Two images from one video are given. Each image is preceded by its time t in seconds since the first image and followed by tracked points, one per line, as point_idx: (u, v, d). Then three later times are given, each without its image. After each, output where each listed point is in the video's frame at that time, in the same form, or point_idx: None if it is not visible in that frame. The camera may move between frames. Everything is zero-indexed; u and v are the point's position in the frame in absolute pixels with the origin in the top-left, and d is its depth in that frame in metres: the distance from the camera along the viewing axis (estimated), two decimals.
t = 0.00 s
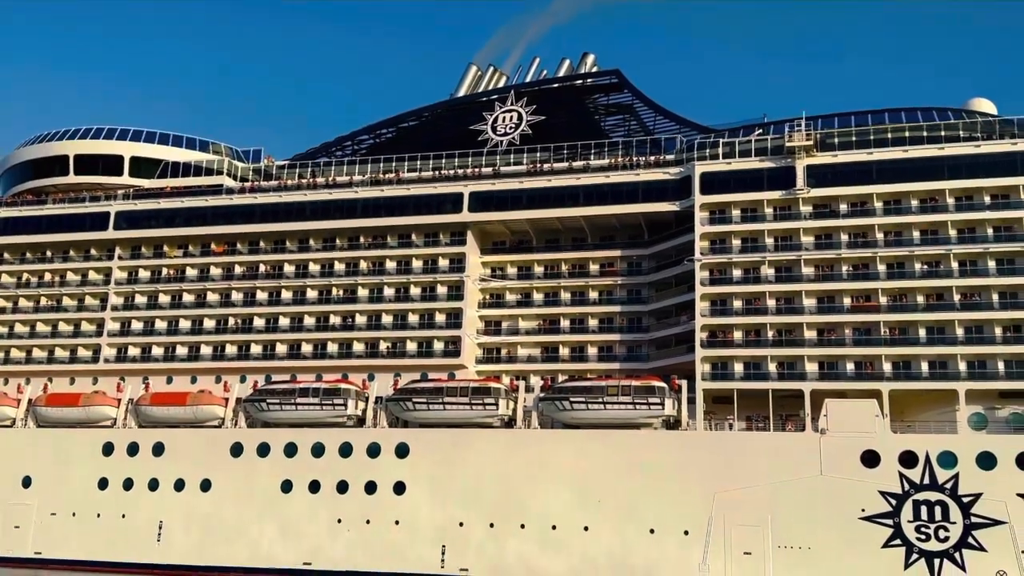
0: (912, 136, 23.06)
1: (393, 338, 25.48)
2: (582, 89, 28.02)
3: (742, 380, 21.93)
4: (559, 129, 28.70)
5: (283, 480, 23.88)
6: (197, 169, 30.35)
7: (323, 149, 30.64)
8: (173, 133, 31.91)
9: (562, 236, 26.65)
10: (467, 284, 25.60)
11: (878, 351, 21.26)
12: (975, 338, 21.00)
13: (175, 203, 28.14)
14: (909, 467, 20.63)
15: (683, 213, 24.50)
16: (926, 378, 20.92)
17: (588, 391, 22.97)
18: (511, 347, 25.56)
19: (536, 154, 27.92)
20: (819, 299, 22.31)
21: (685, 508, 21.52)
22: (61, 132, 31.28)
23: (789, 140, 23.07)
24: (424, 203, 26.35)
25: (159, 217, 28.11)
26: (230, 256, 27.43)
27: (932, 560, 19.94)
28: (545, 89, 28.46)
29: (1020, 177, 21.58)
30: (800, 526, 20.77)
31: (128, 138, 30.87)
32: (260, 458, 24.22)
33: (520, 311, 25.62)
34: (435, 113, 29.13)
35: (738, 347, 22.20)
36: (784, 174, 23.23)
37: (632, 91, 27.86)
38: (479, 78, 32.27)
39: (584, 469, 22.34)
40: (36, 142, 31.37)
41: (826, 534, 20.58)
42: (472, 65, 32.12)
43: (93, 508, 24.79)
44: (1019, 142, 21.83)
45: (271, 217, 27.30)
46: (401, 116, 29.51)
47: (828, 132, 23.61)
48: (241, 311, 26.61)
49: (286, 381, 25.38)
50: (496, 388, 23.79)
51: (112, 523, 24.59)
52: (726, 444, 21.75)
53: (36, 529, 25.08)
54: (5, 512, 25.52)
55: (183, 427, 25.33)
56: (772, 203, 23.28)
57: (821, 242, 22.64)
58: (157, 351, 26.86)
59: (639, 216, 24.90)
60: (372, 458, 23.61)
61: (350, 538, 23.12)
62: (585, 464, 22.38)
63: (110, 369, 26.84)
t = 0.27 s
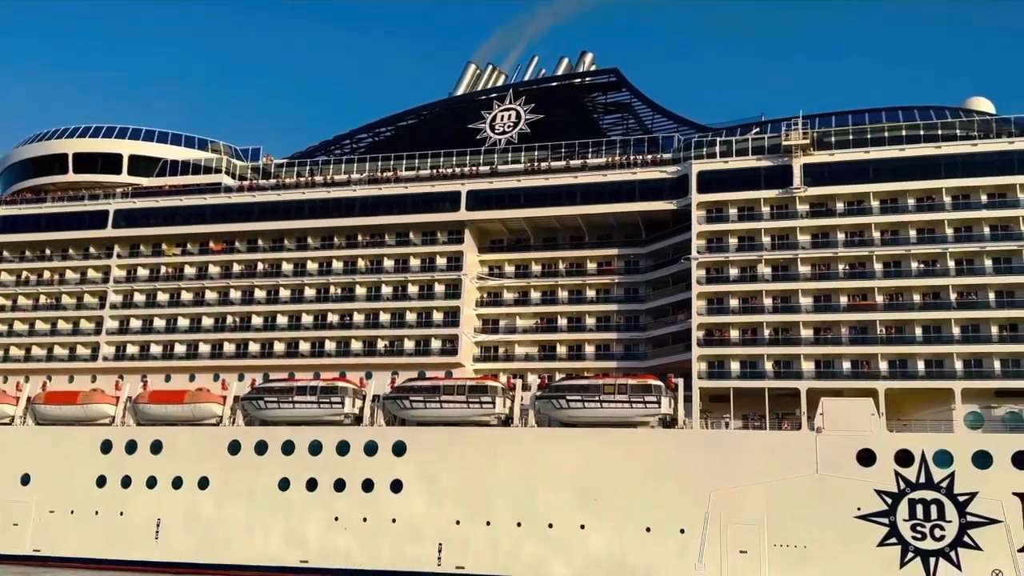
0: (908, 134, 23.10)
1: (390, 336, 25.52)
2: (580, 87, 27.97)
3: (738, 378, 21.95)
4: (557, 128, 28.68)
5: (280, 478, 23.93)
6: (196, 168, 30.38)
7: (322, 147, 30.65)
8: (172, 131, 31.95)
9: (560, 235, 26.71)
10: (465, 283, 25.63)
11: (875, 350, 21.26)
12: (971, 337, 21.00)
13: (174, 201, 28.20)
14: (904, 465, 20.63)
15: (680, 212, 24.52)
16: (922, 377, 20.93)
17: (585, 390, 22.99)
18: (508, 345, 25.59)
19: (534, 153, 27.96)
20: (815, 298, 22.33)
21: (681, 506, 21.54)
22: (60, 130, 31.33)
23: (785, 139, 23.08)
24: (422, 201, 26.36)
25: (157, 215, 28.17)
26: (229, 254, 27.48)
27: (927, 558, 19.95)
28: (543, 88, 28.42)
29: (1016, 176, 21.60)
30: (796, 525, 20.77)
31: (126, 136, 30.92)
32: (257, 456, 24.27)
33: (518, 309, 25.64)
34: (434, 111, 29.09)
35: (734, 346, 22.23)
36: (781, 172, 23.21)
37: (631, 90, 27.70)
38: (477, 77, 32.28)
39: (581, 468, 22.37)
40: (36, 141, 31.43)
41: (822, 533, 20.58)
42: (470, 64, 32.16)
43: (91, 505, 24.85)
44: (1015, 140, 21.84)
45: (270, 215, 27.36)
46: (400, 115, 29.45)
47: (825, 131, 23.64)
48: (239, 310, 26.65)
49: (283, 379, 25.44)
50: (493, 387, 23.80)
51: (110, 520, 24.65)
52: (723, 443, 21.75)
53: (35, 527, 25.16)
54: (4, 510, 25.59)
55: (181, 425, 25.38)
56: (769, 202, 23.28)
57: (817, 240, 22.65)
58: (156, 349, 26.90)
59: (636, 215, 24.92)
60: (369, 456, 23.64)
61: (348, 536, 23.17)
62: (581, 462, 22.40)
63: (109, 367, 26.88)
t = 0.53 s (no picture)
0: (904, 133, 23.10)
1: (387, 335, 25.56)
2: (579, 86, 28.07)
3: (734, 377, 21.96)
4: (555, 126, 28.66)
5: (277, 476, 23.97)
6: (194, 166, 30.44)
7: (320, 145, 30.63)
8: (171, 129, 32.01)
9: (557, 233, 26.73)
10: (462, 281, 25.67)
11: (870, 349, 21.28)
12: (966, 336, 21.00)
13: (172, 199, 28.25)
14: (899, 464, 20.63)
15: (677, 210, 24.53)
16: (917, 376, 20.96)
17: (581, 388, 23.03)
18: (505, 344, 25.62)
19: (531, 152, 27.99)
20: (811, 297, 22.34)
21: (676, 505, 21.55)
22: (59, 128, 31.39)
23: (781, 138, 23.10)
24: (419, 199, 26.39)
25: (156, 213, 28.24)
26: (227, 252, 27.59)
27: (922, 557, 19.95)
28: (541, 87, 28.57)
29: (1012, 175, 21.60)
30: (791, 524, 20.78)
31: (125, 135, 30.98)
32: (254, 454, 24.32)
33: (514, 308, 25.67)
34: (432, 110, 29.16)
35: (730, 345, 22.25)
36: (777, 171, 23.23)
37: (629, 88, 27.72)
38: (476, 75, 32.33)
39: (577, 466, 22.39)
40: (35, 139, 31.50)
41: (817, 531, 20.60)
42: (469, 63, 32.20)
43: (89, 503, 24.93)
44: (1011, 139, 21.83)
45: (268, 214, 27.43)
46: (399, 113, 29.57)
47: (821, 129, 23.65)
48: (237, 308, 26.71)
49: (281, 377, 25.49)
50: (489, 385, 23.83)
51: (108, 518, 24.73)
52: (719, 441, 21.76)
53: (33, 524, 25.26)
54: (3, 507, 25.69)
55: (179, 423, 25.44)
56: (766, 201, 23.30)
57: (813, 239, 22.68)
58: (153, 347, 26.94)
59: (633, 214, 24.94)
60: (366, 454, 23.68)
61: (344, 534, 23.22)
62: (577, 460, 22.42)
63: (107, 365, 26.94)
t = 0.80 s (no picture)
0: (900, 132, 23.09)
1: (384, 334, 25.58)
2: (576, 85, 28.01)
3: (730, 376, 21.99)
4: (552, 124, 28.66)
5: (274, 474, 24.00)
6: (192, 165, 30.48)
7: (318, 144, 30.68)
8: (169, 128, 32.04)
9: (554, 232, 26.74)
10: (458, 280, 25.69)
11: (865, 348, 21.30)
12: (962, 334, 21.02)
13: (169, 198, 28.28)
14: (894, 463, 20.64)
15: (673, 209, 24.56)
16: (912, 375, 20.97)
17: (577, 387, 23.05)
18: (502, 343, 25.64)
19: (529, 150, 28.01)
20: (806, 295, 22.35)
21: (672, 503, 21.56)
22: (57, 127, 31.44)
23: (777, 137, 23.12)
24: (416, 198, 26.42)
25: (153, 212, 28.28)
26: (224, 251, 27.64)
27: (917, 556, 19.96)
28: (538, 85, 28.53)
29: (1007, 174, 21.60)
30: (786, 522, 20.80)
31: (123, 133, 31.03)
32: (251, 452, 24.35)
33: (511, 307, 25.68)
34: (430, 109, 29.19)
35: (725, 344, 22.26)
36: (773, 170, 23.23)
37: (626, 87, 27.75)
38: (474, 74, 32.37)
39: (573, 464, 22.40)
40: (34, 137, 31.55)
41: (812, 530, 20.61)
42: (466, 62, 32.23)
43: (86, 501, 24.99)
44: (1007, 138, 21.84)
45: (265, 212, 27.47)
46: (396, 111, 29.55)
47: (817, 128, 23.66)
48: (234, 306, 26.74)
49: (277, 375, 25.53)
50: (486, 384, 23.86)
51: (105, 516, 24.78)
52: (714, 439, 21.76)
53: (30, 522, 25.32)
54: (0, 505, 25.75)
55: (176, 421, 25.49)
56: (762, 200, 23.32)
57: (809, 238, 22.70)
58: (151, 345, 26.99)
59: (629, 212, 24.98)
60: (362, 453, 23.70)
61: (340, 532, 23.26)
62: (573, 459, 22.43)
63: (105, 363, 26.98)
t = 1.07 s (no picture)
0: (896, 131, 23.08)
1: (380, 332, 25.57)
2: (573, 84, 27.99)
3: (725, 374, 22.00)
4: (549, 123, 28.65)
5: (269, 473, 24.02)
6: (188, 163, 30.51)
7: (315, 143, 30.67)
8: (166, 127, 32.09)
9: (550, 231, 26.75)
10: (454, 279, 25.71)
11: (859, 347, 21.31)
12: (956, 333, 21.03)
13: (166, 196, 28.31)
14: (888, 462, 20.65)
15: (668, 208, 24.59)
16: (907, 374, 20.98)
17: (572, 386, 23.07)
18: (498, 341, 25.66)
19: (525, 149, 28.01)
20: (801, 294, 22.36)
21: (667, 502, 21.58)
22: (54, 125, 31.47)
23: (772, 136, 23.13)
24: (412, 197, 26.46)
25: (150, 210, 28.33)
26: (221, 250, 27.67)
27: (910, 555, 19.97)
28: (534, 84, 28.51)
29: (1002, 172, 21.60)
30: (780, 521, 20.81)
31: (120, 132, 31.06)
32: (247, 450, 24.37)
33: (507, 306, 25.69)
34: (427, 107, 29.13)
35: (720, 342, 22.27)
36: (768, 169, 23.24)
37: (623, 86, 27.72)
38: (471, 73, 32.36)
39: (568, 463, 22.41)
40: (31, 136, 31.62)
41: (806, 529, 20.63)
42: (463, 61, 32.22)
43: (82, 499, 25.03)
44: (1002, 137, 21.84)
45: (261, 211, 27.49)
46: (393, 111, 29.49)
47: (812, 127, 23.66)
48: (230, 305, 26.77)
49: (273, 374, 25.55)
50: (481, 382, 23.90)
51: (101, 514, 24.82)
52: (709, 438, 21.75)
53: (27, 520, 25.37)
54: None
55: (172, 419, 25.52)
56: (757, 198, 23.33)
57: (804, 237, 22.73)
58: (148, 344, 27.05)
59: (624, 211, 25.00)
60: (357, 451, 23.71)
61: (335, 530, 23.29)
62: (568, 458, 22.43)
63: (101, 361, 27.01)
